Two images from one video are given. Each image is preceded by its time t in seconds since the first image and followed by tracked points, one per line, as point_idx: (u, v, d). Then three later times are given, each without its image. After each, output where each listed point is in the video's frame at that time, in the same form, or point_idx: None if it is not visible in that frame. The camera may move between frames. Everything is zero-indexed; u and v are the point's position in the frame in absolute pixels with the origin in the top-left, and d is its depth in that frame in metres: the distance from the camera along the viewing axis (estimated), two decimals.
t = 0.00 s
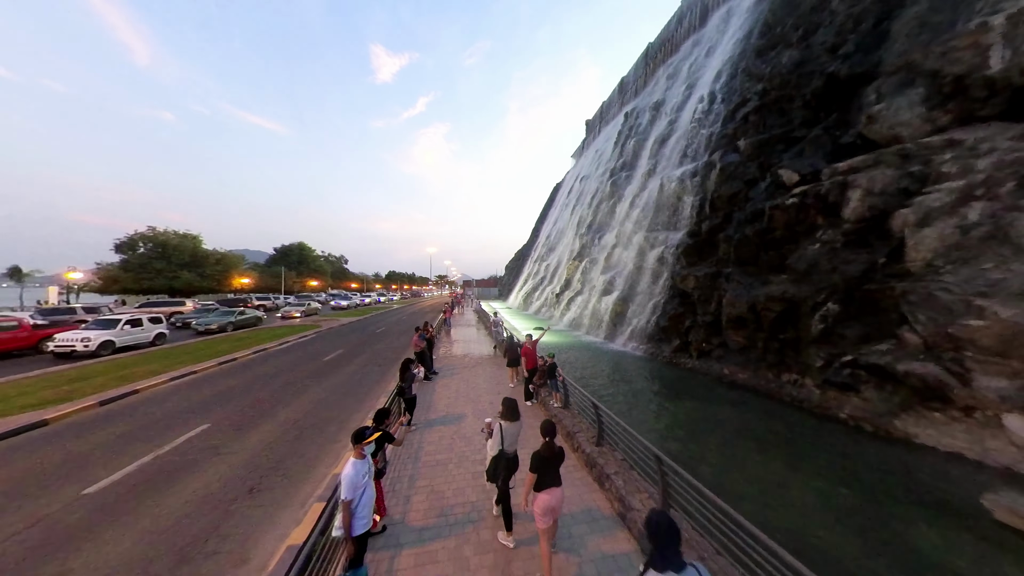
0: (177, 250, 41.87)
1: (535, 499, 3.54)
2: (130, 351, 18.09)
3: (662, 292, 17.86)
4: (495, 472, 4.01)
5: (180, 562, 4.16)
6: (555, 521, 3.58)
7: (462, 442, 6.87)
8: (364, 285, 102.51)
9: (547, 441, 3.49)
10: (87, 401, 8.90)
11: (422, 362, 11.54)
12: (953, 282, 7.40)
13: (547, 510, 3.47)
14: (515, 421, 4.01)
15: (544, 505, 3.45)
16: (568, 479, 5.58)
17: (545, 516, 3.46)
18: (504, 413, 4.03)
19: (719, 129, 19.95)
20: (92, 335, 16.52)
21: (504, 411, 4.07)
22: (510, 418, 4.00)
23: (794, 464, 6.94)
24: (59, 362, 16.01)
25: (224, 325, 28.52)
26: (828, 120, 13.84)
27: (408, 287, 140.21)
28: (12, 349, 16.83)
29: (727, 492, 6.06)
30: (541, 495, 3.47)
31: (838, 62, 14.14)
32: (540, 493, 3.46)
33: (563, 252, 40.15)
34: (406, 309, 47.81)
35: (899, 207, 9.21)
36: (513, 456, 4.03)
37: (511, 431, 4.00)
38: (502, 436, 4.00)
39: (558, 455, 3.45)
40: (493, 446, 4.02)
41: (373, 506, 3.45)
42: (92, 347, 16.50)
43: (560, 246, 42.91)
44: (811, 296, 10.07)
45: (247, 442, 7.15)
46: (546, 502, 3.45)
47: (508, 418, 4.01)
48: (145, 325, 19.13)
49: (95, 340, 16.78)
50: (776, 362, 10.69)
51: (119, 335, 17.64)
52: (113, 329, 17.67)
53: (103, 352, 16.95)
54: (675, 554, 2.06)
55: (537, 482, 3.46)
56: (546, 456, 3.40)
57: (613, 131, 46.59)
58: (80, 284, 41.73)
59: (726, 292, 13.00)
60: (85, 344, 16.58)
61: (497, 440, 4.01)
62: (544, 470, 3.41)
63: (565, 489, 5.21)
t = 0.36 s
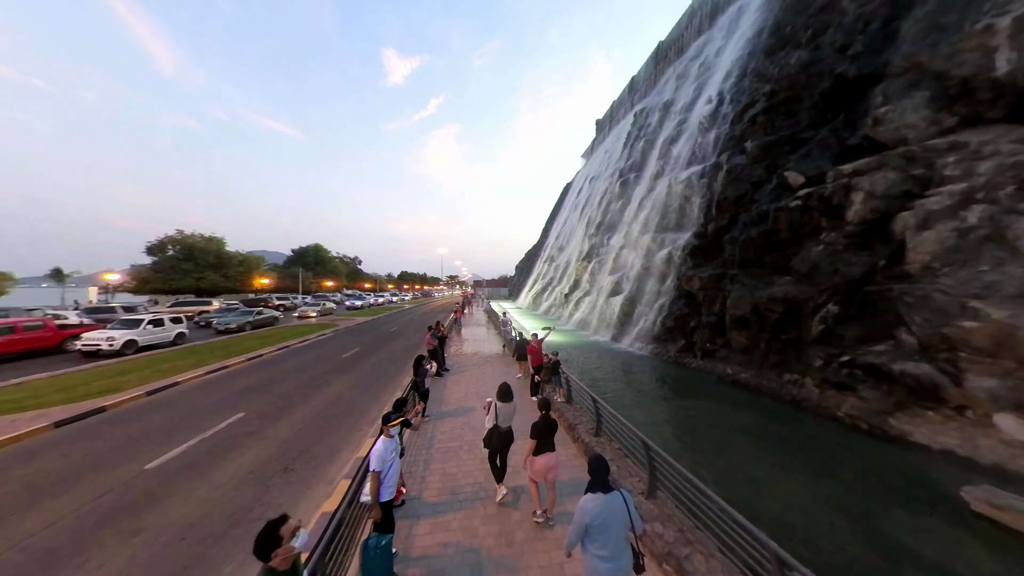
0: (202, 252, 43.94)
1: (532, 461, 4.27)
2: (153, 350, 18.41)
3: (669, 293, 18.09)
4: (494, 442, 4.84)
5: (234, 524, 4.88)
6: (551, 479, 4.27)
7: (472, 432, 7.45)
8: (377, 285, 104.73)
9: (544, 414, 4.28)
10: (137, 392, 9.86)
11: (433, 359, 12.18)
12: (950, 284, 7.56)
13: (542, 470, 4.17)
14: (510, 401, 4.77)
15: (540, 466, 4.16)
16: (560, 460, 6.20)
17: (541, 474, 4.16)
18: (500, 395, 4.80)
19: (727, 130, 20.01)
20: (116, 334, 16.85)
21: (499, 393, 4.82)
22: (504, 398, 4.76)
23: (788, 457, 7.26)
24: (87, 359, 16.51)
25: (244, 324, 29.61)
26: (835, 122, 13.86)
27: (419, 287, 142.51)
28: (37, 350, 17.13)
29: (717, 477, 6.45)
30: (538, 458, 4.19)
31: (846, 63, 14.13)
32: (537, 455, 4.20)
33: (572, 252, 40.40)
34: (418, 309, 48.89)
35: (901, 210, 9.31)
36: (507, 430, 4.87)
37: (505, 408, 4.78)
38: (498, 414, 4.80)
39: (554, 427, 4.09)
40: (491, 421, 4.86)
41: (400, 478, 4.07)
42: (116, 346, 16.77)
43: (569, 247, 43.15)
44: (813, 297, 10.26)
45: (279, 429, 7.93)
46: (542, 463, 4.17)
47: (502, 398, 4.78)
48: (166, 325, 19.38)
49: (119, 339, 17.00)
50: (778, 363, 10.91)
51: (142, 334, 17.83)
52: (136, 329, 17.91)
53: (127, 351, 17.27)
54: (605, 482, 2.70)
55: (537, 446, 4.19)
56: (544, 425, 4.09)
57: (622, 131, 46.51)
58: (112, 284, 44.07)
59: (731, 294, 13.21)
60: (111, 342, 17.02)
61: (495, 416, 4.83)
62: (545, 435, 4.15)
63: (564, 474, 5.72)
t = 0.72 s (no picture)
0: (225, 253, 46.13)
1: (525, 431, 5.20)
2: (169, 348, 18.80)
3: (674, 292, 18.41)
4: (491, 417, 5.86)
5: (276, 487, 5.68)
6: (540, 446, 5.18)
7: (480, 419, 8.09)
8: (390, 284, 107.03)
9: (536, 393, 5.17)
10: (179, 380, 10.92)
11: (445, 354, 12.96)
12: (941, 283, 7.80)
13: (533, 438, 5.09)
14: (507, 383, 5.73)
15: (531, 435, 5.08)
16: (551, 441, 6.79)
17: (532, 440, 5.09)
18: (498, 379, 5.75)
19: (733, 130, 20.12)
20: (133, 333, 17.17)
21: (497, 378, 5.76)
22: (501, 381, 5.72)
23: (779, 446, 7.65)
24: (106, 357, 17.00)
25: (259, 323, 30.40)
26: (840, 122, 13.93)
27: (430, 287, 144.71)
28: (59, 348, 17.35)
29: (706, 461, 6.93)
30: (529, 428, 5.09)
31: (853, 63, 14.15)
32: (529, 426, 5.09)
33: (581, 252, 40.71)
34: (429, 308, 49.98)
35: (899, 210, 9.50)
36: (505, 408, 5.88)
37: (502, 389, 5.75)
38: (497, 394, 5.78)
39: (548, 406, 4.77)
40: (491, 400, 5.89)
41: (426, 455, 4.52)
42: (135, 344, 17.18)
43: (578, 246, 43.44)
44: (811, 296, 10.52)
45: (306, 414, 8.73)
46: (533, 432, 5.07)
47: (500, 381, 5.74)
48: (183, 323, 19.63)
49: (137, 337, 17.39)
50: (777, 360, 11.21)
51: (159, 332, 18.14)
52: (154, 327, 18.22)
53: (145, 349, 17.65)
54: (576, 430, 3.48)
55: (529, 419, 5.06)
56: (535, 402, 4.95)
57: (632, 130, 46.45)
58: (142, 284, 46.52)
59: (733, 292, 13.50)
60: (129, 341, 17.43)
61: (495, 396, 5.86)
62: (534, 410, 4.93)
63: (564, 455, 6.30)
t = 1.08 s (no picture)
0: (245, 254, 48.02)
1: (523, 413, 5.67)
2: (181, 347, 18.80)
3: (680, 292, 18.62)
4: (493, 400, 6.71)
5: (305, 467, 6.34)
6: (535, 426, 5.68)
7: (487, 411, 8.65)
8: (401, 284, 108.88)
9: (531, 380, 5.66)
10: (211, 373, 11.83)
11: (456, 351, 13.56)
12: (937, 284, 7.97)
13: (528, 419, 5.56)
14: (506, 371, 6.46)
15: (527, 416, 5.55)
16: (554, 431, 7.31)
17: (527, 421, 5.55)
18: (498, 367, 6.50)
19: (741, 131, 20.16)
20: (146, 333, 17.24)
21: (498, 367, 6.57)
22: (500, 369, 6.45)
23: (773, 440, 7.96)
24: (121, 356, 17.12)
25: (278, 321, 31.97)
26: (847, 123, 13.95)
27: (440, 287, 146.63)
28: (75, 348, 17.48)
29: (700, 452, 7.31)
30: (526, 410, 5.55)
31: (860, 63, 14.14)
32: (526, 408, 5.56)
33: (589, 252, 40.91)
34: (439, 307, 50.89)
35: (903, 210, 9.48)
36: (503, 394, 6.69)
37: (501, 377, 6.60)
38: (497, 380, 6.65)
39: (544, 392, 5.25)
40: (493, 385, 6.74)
41: (446, 442, 5.02)
42: (147, 344, 17.23)
43: (587, 246, 43.61)
44: (813, 297, 10.72)
45: (328, 405, 9.46)
46: (529, 414, 5.55)
47: (500, 369, 6.47)
48: (194, 324, 19.70)
49: (150, 337, 17.50)
50: (778, 359, 11.43)
51: (171, 332, 18.21)
52: (166, 327, 18.30)
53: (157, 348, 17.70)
54: (562, 405, 4.23)
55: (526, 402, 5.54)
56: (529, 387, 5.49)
57: (641, 130, 46.29)
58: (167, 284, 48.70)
59: (737, 292, 13.69)
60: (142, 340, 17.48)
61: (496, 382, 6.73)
62: (529, 394, 5.46)
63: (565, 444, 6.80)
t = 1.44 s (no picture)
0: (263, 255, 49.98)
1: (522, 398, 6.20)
2: (186, 348, 18.95)
3: (685, 292, 18.85)
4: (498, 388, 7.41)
5: (329, 449, 7.03)
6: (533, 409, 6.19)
7: (494, 404, 9.21)
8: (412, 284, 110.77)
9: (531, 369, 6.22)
10: (239, 367, 12.77)
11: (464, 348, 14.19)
12: (931, 285, 8.17)
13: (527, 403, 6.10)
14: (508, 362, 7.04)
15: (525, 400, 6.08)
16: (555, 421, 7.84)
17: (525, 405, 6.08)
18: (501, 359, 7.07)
19: (747, 131, 20.22)
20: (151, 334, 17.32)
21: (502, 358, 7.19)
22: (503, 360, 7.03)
23: (767, 434, 8.29)
24: (126, 356, 17.31)
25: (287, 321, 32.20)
26: (852, 123, 14.00)
27: (450, 287, 148.10)
28: (86, 348, 17.95)
29: (693, 443, 7.72)
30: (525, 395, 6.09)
31: (866, 63, 14.15)
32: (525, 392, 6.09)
33: (597, 252, 41.13)
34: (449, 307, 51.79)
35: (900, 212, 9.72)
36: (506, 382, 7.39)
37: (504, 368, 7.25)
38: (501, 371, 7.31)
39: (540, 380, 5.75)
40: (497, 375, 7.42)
41: (468, 430, 5.24)
42: (152, 345, 17.28)
43: (595, 246, 43.82)
44: (812, 297, 10.93)
45: (347, 396, 10.21)
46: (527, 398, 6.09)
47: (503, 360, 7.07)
48: (201, 324, 19.98)
49: (154, 337, 17.55)
50: (779, 358, 11.67)
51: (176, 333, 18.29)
52: (172, 327, 18.44)
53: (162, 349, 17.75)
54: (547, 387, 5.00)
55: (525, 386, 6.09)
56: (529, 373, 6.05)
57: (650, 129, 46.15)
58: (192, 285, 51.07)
59: (740, 292, 13.90)
60: (148, 341, 17.69)
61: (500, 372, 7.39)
62: (529, 382, 6.02)
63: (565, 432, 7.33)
